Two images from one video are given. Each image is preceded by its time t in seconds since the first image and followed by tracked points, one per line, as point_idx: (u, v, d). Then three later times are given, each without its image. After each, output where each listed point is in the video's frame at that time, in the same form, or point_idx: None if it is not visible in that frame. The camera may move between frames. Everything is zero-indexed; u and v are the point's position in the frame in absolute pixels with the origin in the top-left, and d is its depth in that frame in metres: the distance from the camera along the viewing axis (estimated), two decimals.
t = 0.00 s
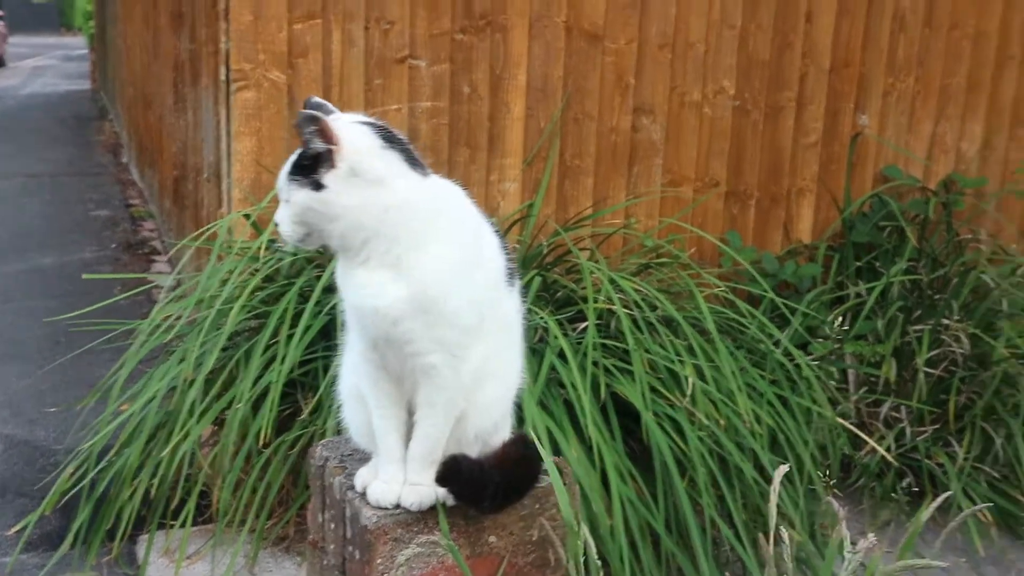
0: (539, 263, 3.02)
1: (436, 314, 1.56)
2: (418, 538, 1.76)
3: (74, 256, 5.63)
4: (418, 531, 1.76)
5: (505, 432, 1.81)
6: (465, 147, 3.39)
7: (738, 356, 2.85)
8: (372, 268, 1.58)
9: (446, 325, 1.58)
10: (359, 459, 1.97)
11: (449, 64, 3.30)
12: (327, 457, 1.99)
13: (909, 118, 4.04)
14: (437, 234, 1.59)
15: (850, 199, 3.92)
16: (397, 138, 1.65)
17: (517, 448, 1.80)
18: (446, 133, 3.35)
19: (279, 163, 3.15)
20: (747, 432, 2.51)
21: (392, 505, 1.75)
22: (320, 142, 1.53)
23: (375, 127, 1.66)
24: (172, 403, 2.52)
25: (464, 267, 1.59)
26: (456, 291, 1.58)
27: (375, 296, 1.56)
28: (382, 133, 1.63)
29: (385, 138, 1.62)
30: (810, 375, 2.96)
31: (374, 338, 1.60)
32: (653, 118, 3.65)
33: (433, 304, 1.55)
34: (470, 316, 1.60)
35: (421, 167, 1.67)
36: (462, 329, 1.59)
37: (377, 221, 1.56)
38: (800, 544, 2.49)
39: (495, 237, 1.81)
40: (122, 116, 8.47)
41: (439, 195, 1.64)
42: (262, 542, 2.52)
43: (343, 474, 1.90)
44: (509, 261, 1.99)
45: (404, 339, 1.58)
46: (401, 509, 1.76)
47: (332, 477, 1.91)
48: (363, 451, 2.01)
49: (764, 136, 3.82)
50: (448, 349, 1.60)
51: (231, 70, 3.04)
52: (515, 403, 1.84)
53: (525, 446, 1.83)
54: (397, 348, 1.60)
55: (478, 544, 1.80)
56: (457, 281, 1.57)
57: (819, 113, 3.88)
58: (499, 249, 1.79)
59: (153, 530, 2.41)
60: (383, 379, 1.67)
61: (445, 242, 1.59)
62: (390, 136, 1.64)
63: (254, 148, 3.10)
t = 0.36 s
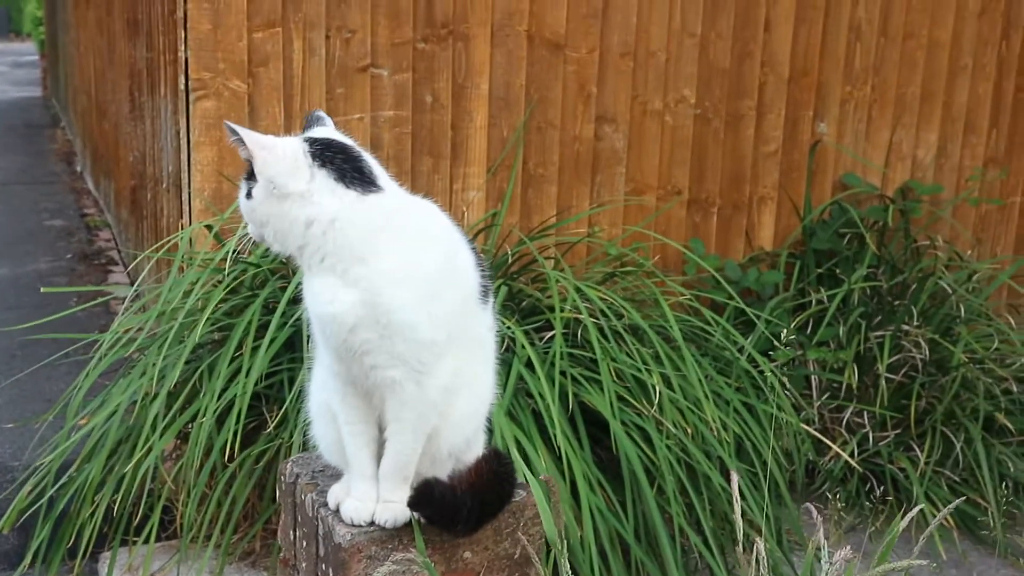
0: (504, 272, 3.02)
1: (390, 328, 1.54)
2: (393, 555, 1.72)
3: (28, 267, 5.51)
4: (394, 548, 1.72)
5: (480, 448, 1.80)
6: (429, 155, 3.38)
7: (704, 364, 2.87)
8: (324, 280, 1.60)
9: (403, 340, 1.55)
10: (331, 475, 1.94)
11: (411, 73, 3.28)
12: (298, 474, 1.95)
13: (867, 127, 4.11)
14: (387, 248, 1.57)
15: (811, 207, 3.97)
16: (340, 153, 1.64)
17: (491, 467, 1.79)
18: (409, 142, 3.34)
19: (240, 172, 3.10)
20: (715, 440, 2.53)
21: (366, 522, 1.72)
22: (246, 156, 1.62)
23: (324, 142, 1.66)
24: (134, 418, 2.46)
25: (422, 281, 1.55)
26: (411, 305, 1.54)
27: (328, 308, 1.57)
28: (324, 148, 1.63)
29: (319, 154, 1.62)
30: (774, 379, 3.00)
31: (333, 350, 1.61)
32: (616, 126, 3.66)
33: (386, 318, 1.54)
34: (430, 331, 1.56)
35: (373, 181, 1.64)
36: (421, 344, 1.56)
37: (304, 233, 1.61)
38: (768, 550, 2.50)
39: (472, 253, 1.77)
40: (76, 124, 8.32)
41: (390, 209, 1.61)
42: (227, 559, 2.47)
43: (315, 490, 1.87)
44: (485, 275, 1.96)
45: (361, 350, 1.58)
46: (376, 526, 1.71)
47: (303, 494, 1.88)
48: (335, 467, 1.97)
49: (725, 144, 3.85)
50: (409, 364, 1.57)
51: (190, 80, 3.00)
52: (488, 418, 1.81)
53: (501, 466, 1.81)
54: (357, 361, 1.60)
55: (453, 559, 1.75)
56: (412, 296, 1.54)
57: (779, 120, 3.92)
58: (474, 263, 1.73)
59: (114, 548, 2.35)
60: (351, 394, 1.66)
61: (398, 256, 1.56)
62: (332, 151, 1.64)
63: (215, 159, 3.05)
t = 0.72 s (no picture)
0: (509, 277, 3.00)
1: (383, 337, 1.51)
2: (401, 569, 1.71)
3: (33, 274, 5.50)
4: (401, 562, 1.71)
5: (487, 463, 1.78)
6: (432, 160, 3.36)
7: (712, 368, 2.83)
8: (318, 289, 1.57)
9: (397, 349, 1.52)
10: (337, 486, 1.93)
11: (414, 78, 3.26)
12: (303, 486, 1.93)
13: (873, 127, 4.08)
14: (379, 256, 1.54)
15: (817, 208, 3.93)
16: (331, 159, 1.61)
17: (499, 482, 1.78)
18: (412, 147, 3.31)
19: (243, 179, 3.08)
20: (724, 445, 2.50)
21: (373, 535, 1.71)
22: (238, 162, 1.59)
23: (316, 149, 1.63)
24: (139, 426, 2.44)
25: (415, 290, 1.52)
26: (404, 314, 1.51)
27: (321, 317, 1.54)
28: (314, 154, 1.60)
29: (309, 161, 1.59)
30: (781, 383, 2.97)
31: (330, 360, 1.58)
32: (620, 129, 3.63)
33: (379, 327, 1.51)
34: (426, 341, 1.53)
35: (365, 187, 1.61)
36: (416, 353, 1.52)
37: (296, 241, 1.58)
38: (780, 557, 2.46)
39: (474, 260, 1.73)
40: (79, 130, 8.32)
41: (381, 216, 1.58)
42: (233, 568, 2.44)
43: (320, 503, 1.86)
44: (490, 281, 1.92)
45: (356, 360, 1.55)
46: (382, 539, 1.72)
47: (309, 506, 1.87)
48: (340, 478, 1.97)
49: (730, 147, 3.83)
50: (406, 374, 1.54)
51: (192, 86, 2.98)
52: (495, 429, 1.77)
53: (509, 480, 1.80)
54: (354, 370, 1.57)
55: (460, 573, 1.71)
56: (405, 305, 1.51)
57: (784, 122, 3.89)
58: (476, 271, 1.70)
59: (120, 558, 2.33)
60: (351, 405, 1.63)
61: (390, 263, 1.53)
62: (322, 157, 1.60)
63: (218, 165, 3.03)
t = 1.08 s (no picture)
0: (545, 258, 2.97)
1: (413, 313, 1.49)
2: (432, 549, 1.69)
3: (71, 252, 5.56)
4: (432, 542, 1.69)
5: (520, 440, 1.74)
6: (468, 140, 3.32)
7: (750, 353, 2.79)
8: (348, 262, 1.55)
9: (427, 325, 1.49)
10: (367, 466, 1.90)
11: (450, 56, 3.22)
12: (333, 464, 1.91)
13: (919, 110, 3.98)
14: (409, 229, 1.51)
15: (859, 192, 3.85)
16: (362, 130, 1.58)
17: (531, 463, 1.72)
18: (448, 126, 3.28)
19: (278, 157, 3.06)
20: (761, 431, 2.45)
21: (404, 515, 1.68)
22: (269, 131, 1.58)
23: (346, 119, 1.60)
24: (173, 403, 2.45)
25: (446, 265, 1.49)
26: (433, 290, 1.48)
27: (351, 290, 1.52)
28: (344, 125, 1.58)
29: (340, 131, 1.56)
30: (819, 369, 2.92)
31: (360, 335, 1.56)
32: (659, 110, 3.58)
33: (409, 302, 1.48)
34: (456, 317, 1.50)
35: (396, 158, 1.58)
36: (446, 330, 1.50)
37: (326, 213, 1.56)
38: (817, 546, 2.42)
39: (507, 236, 1.69)
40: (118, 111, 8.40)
41: (413, 189, 1.55)
42: (266, 545, 2.45)
43: (351, 482, 1.84)
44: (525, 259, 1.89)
45: (386, 335, 1.53)
46: (413, 519, 1.69)
47: (339, 485, 1.85)
48: (371, 457, 1.94)
49: (771, 128, 3.75)
50: (436, 351, 1.52)
51: (228, 63, 2.95)
52: (528, 409, 1.75)
53: (543, 461, 1.73)
54: (384, 346, 1.55)
55: (493, 554, 1.71)
56: (435, 281, 1.48)
57: (827, 104, 3.80)
58: (509, 247, 1.66)
59: (154, 534, 2.34)
60: (381, 382, 1.61)
61: (421, 237, 1.50)
62: (353, 128, 1.58)
63: (253, 143, 3.02)
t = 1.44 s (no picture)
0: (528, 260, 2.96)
1: (416, 316, 1.48)
2: (425, 556, 1.66)
3: (42, 249, 5.48)
4: (425, 549, 1.66)
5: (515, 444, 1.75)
6: (452, 140, 3.31)
7: (732, 357, 2.79)
8: (349, 263, 1.53)
9: (430, 329, 1.48)
10: (358, 471, 1.88)
11: (435, 56, 3.20)
12: (323, 469, 1.89)
13: (899, 116, 4.01)
14: (413, 231, 1.50)
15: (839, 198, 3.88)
16: (366, 129, 1.57)
17: (527, 469, 1.72)
18: (431, 126, 3.26)
19: (260, 155, 3.02)
20: (743, 435, 2.45)
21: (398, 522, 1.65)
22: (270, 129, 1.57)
23: (350, 118, 1.59)
24: (149, 405, 2.39)
25: (451, 268, 1.48)
26: (437, 293, 1.47)
27: (353, 293, 1.51)
28: (348, 123, 1.57)
29: (343, 130, 1.55)
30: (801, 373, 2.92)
31: (359, 338, 1.55)
32: (643, 113, 3.58)
33: (412, 305, 1.47)
34: (460, 321, 1.49)
35: (399, 158, 1.57)
36: (449, 334, 1.49)
37: (328, 213, 1.55)
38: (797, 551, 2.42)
39: (509, 240, 1.69)
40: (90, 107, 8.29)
41: (417, 190, 1.54)
42: (243, 548, 2.40)
43: (342, 487, 1.81)
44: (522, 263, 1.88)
45: (387, 339, 1.52)
46: (407, 525, 1.66)
47: (330, 490, 1.82)
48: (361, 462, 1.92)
49: (753, 132, 3.77)
50: (438, 355, 1.51)
51: (211, 59, 2.90)
52: (523, 414, 1.74)
53: (538, 468, 1.74)
54: (384, 350, 1.54)
55: (487, 561, 1.68)
56: (439, 284, 1.47)
57: (808, 109, 3.83)
58: (510, 251, 1.65)
59: (128, 537, 2.30)
60: (379, 386, 1.59)
61: (425, 239, 1.49)
62: (356, 127, 1.57)
63: (235, 141, 2.97)
